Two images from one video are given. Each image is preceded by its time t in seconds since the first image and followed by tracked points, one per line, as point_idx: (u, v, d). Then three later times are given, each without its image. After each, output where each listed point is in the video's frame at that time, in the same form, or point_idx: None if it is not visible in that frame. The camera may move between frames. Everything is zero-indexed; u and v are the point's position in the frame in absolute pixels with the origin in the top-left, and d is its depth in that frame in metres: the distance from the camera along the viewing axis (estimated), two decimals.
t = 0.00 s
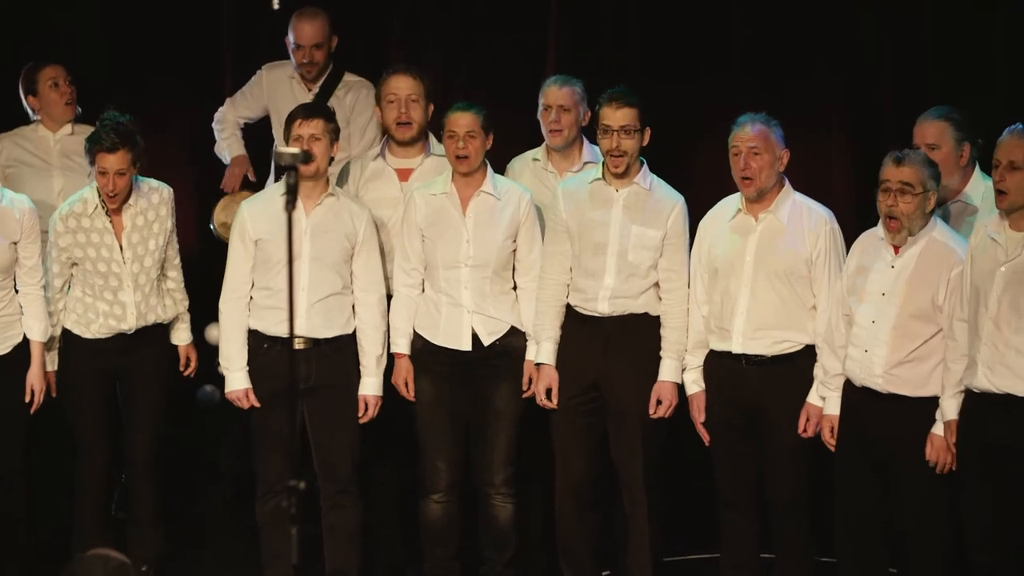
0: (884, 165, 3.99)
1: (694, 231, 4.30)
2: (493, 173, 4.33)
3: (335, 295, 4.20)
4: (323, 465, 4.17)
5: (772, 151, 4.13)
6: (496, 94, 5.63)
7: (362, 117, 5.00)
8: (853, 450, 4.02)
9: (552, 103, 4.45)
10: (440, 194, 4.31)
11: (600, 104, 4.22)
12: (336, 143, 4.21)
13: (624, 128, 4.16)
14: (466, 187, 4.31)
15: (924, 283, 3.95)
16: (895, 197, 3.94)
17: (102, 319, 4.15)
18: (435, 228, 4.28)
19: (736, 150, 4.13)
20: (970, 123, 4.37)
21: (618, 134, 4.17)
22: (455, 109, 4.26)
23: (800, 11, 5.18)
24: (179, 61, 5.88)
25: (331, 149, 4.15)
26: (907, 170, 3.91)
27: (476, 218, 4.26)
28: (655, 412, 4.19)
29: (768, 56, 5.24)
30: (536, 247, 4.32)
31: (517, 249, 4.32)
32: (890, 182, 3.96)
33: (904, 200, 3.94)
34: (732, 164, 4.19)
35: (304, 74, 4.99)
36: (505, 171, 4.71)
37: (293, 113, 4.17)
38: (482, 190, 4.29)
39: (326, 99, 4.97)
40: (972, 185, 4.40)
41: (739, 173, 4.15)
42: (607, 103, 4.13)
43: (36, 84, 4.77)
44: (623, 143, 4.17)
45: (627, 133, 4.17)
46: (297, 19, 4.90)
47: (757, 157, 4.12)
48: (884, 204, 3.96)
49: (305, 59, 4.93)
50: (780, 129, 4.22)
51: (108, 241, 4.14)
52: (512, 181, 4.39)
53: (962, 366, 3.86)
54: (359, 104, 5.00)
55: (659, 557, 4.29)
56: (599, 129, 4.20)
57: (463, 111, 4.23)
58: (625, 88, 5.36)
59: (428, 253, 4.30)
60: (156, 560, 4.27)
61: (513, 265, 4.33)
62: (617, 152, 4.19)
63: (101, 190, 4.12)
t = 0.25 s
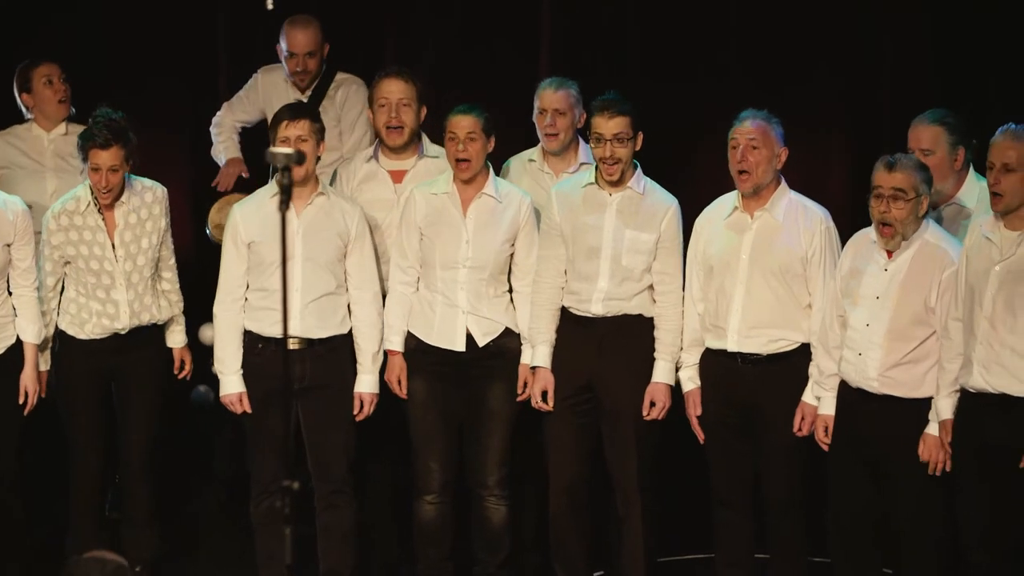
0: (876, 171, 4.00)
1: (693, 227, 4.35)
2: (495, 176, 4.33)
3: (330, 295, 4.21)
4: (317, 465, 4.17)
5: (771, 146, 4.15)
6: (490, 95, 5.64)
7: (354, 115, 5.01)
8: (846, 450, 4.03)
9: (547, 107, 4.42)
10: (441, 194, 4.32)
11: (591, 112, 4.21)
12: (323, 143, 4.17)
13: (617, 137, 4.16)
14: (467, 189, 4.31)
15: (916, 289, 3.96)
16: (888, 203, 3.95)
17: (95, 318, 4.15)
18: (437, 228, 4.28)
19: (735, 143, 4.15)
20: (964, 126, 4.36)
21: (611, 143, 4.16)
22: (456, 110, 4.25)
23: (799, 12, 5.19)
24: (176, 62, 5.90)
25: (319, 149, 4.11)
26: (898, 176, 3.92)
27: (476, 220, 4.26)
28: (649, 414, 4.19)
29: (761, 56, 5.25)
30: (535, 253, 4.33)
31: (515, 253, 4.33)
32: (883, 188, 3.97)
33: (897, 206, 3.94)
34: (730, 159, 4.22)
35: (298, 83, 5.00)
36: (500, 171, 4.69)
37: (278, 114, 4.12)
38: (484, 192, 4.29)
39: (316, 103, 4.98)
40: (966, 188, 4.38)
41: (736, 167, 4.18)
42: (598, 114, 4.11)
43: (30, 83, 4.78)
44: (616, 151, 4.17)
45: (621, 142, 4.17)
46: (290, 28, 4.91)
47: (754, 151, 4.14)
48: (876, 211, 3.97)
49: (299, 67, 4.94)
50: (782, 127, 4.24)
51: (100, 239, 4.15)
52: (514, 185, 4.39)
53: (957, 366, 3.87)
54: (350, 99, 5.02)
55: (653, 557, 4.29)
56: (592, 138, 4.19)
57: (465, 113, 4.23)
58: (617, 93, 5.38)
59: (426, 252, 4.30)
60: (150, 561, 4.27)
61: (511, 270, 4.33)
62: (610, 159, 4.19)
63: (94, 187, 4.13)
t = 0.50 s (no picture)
0: (859, 179, 3.97)
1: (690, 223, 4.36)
2: (486, 176, 4.33)
3: (320, 293, 4.20)
4: (309, 465, 4.17)
5: (767, 143, 4.19)
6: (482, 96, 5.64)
7: (347, 112, 4.98)
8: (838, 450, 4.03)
9: (541, 108, 4.41)
10: (433, 194, 4.30)
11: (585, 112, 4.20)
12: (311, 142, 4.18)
13: (610, 137, 4.16)
14: (459, 188, 4.30)
15: (910, 283, 3.95)
16: (878, 211, 3.92)
17: (86, 317, 4.15)
18: (427, 228, 4.28)
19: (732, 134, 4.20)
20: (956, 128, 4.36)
21: (604, 143, 4.16)
22: (453, 109, 4.24)
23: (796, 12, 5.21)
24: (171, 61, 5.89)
25: (308, 147, 4.12)
26: (882, 183, 3.89)
27: (468, 220, 4.26)
28: (640, 415, 4.19)
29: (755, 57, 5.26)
30: (526, 253, 4.33)
31: (507, 253, 4.33)
32: (868, 197, 3.94)
33: (886, 212, 3.92)
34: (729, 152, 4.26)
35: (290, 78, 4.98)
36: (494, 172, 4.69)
37: (265, 116, 4.12)
38: (475, 193, 4.29)
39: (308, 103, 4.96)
40: (954, 188, 4.39)
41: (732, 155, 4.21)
42: (593, 114, 4.10)
43: (24, 81, 4.79)
44: (609, 152, 4.17)
45: (614, 142, 4.16)
46: (281, 22, 4.90)
47: (751, 145, 4.18)
48: (867, 220, 3.94)
49: (291, 62, 4.93)
50: (785, 125, 4.27)
51: (91, 236, 4.15)
52: (505, 185, 4.39)
53: (950, 366, 3.88)
54: (344, 97, 4.99)
55: (645, 557, 4.29)
56: (585, 139, 4.18)
57: (462, 110, 4.23)
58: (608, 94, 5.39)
59: (420, 253, 4.29)
60: (141, 561, 4.27)
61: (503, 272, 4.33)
62: (603, 161, 4.18)
63: (87, 180, 4.13)
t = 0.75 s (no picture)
0: (846, 179, 3.96)
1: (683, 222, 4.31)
2: (473, 173, 4.34)
3: (310, 293, 4.21)
4: (298, 465, 4.18)
5: (761, 143, 4.14)
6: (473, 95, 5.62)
7: (341, 114, 4.98)
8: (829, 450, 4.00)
9: (532, 106, 4.41)
10: (419, 194, 4.30)
11: (575, 106, 4.21)
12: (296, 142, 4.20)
13: (600, 130, 4.16)
14: (445, 185, 4.30)
15: (900, 280, 3.93)
16: (865, 211, 3.91)
17: (75, 317, 4.15)
18: (415, 227, 4.27)
19: (726, 134, 4.16)
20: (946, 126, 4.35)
21: (594, 136, 4.15)
22: (440, 106, 4.25)
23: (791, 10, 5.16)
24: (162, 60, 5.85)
25: (295, 149, 4.13)
26: (869, 183, 3.88)
27: (455, 218, 4.26)
28: (630, 413, 4.19)
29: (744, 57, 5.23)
30: (516, 249, 4.33)
31: (495, 248, 4.33)
32: (856, 197, 3.93)
33: (873, 212, 3.90)
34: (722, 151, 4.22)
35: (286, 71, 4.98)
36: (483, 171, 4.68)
37: (249, 117, 4.14)
38: (461, 190, 4.29)
39: (303, 99, 4.99)
40: (939, 187, 4.38)
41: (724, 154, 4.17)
42: (583, 106, 4.12)
43: (13, 84, 4.81)
44: (599, 146, 4.16)
45: (604, 135, 4.16)
46: (280, 15, 4.90)
47: (744, 145, 4.13)
48: (854, 221, 3.93)
49: (287, 56, 4.94)
50: (779, 125, 4.21)
51: (81, 235, 4.15)
52: (489, 180, 4.40)
53: (941, 365, 3.89)
54: (339, 103, 4.99)
55: (635, 557, 4.27)
56: (575, 133, 4.18)
57: (448, 109, 4.23)
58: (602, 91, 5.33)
59: (409, 253, 4.28)
60: (130, 562, 4.26)
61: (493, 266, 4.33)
62: (592, 156, 4.18)
63: (77, 176, 4.13)
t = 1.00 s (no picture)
0: (834, 180, 3.95)
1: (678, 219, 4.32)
2: (455, 172, 4.33)
3: (299, 294, 4.20)
4: (286, 465, 4.17)
5: (753, 144, 4.12)
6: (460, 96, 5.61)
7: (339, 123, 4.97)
8: (816, 449, 3.99)
9: (518, 105, 4.40)
10: (404, 194, 4.30)
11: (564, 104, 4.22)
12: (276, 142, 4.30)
13: (589, 126, 4.16)
14: (429, 186, 4.30)
15: (888, 282, 3.93)
16: (853, 212, 3.90)
17: (60, 316, 4.14)
18: (401, 228, 4.26)
19: (717, 140, 4.14)
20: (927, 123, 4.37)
21: (583, 132, 4.16)
22: (420, 107, 4.25)
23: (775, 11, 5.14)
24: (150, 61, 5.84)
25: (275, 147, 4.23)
26: (857, 184, 3.87)
27: (440, 217, 4.26)
28: (618, 413, 4.19)
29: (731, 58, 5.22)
30: (502, 246, 4.32)
31: (483, 247, 4.32)
32: (845, 198, 3.92)
33: (862, 213, 3.89)
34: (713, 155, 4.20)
35: (281, 75, 4.98)
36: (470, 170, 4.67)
37: (226, 122, 4.24)
38: (446, 189, 4.29)
39: (299, 104, 4.95)
40: (921, 182, 4.43)
41: (718, 160, 4.15)
42: (571, 102, 4.13)
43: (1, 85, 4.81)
44: (587, 140, 4.17)
45: (592, 131, 4.17)
46: (276, 22, 4.90)
47: (736, 148, 4.12)
48: (842, 221, 3.92)
49: (282, 63, 4.94)
50: (769, 123, 4.20)
51: (67, 234, 4.15)
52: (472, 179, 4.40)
53: (929, 364, 3.85)
54: (335, 111, 4.97)
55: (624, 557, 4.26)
56: (563, 128, 4.19)
57: (427, 109, 4.23)
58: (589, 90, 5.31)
59: (396, 255, 4.27)
60: (117, 564, 4.25)
61: (481, 264, 4.32)
62: (581, 149, 4.19)
63: (64, 174, 4.12)
